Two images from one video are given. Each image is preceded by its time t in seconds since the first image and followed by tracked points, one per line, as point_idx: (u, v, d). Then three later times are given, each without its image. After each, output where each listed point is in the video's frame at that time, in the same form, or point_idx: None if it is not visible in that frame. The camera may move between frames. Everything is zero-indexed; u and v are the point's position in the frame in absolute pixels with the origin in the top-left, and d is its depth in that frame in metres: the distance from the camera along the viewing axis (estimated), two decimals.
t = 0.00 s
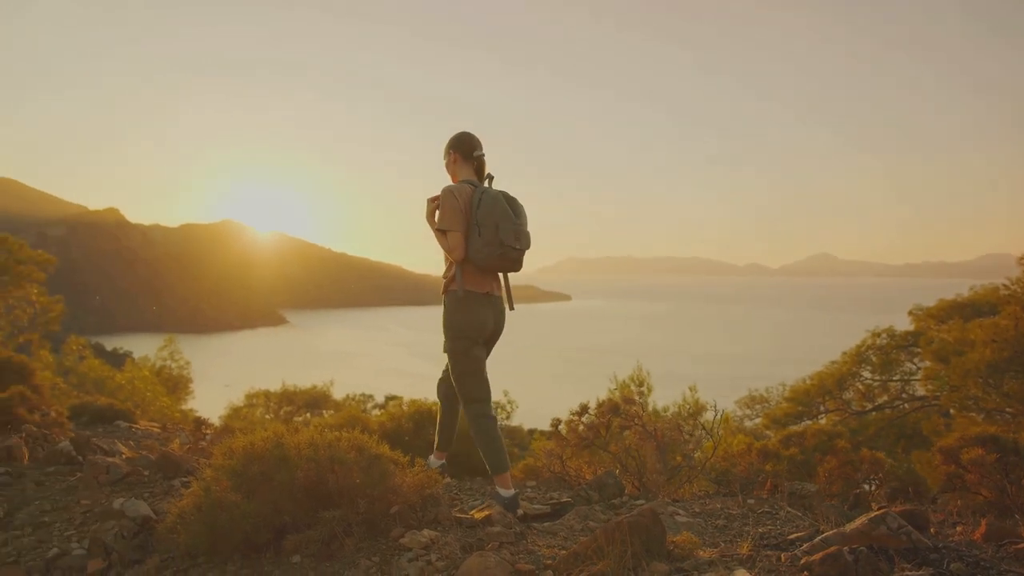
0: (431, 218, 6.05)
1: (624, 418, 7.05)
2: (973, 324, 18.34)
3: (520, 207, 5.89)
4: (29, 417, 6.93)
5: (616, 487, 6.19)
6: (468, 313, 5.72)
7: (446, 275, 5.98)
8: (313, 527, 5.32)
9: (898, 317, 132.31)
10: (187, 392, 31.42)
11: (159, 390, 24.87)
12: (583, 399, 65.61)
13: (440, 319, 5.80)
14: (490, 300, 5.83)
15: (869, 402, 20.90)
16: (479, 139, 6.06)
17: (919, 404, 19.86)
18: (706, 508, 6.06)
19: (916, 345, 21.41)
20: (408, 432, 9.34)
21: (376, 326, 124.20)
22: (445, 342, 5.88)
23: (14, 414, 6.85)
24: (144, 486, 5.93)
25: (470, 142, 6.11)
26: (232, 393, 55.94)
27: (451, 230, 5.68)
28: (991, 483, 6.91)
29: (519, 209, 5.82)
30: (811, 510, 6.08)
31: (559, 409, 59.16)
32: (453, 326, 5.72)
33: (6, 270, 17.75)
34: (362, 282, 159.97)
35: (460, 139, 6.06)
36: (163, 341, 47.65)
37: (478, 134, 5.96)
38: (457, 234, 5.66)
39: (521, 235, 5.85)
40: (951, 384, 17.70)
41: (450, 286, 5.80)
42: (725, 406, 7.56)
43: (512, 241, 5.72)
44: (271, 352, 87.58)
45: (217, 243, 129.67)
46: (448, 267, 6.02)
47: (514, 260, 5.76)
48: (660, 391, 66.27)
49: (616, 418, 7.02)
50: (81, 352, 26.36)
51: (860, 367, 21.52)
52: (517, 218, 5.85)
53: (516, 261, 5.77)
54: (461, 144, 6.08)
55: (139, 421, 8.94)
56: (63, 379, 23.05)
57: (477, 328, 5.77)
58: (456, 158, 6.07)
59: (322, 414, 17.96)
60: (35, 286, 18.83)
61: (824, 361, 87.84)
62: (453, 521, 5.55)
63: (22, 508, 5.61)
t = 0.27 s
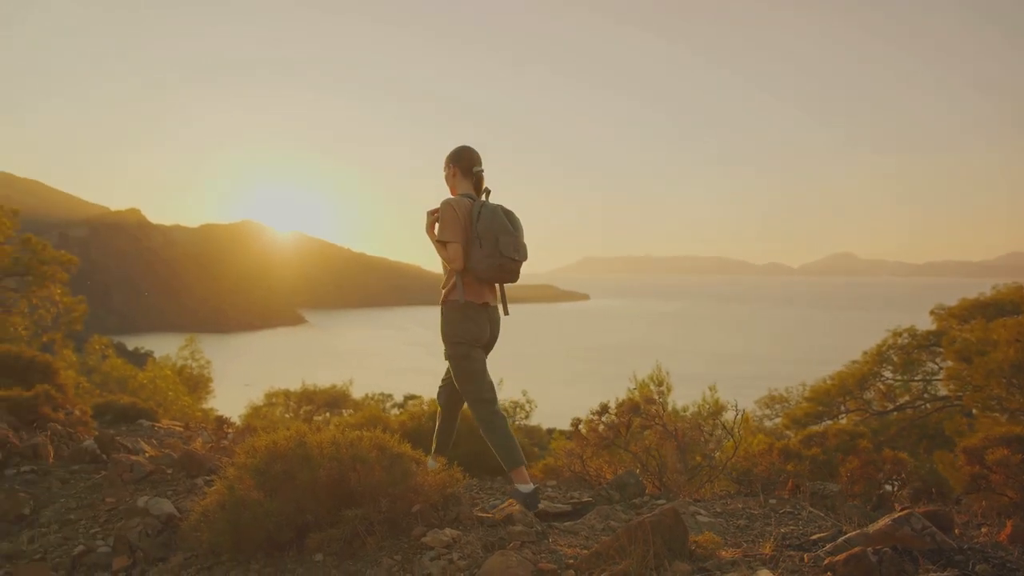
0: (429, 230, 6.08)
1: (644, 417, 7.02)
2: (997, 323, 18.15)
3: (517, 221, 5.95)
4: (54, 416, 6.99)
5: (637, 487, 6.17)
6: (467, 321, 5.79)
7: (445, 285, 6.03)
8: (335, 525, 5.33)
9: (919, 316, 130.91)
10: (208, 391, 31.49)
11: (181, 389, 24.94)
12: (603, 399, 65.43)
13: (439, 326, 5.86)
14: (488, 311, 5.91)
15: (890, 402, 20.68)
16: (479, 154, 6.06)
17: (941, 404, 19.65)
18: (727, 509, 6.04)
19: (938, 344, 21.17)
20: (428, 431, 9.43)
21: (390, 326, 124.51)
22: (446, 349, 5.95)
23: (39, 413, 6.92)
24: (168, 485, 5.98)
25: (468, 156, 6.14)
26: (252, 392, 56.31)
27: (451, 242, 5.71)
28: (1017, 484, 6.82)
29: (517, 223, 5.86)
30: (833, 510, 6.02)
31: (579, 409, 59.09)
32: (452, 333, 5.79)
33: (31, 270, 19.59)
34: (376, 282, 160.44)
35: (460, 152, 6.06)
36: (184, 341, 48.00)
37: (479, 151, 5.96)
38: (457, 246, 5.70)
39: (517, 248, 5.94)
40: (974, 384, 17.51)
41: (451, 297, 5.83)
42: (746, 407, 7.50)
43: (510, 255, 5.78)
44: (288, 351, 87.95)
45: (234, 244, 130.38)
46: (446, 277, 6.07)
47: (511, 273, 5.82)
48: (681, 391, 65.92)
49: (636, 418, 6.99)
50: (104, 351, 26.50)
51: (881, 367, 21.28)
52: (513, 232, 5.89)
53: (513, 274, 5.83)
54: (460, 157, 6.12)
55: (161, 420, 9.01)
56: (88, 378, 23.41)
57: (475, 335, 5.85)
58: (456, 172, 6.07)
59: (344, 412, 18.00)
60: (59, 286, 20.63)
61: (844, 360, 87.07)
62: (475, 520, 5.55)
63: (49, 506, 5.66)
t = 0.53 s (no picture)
0: (424, 236, 6.25)
1: (660, 418, 7.00)
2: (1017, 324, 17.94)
3: (509, 229, 6.09)
4: (73, 414, 7.05)
5: (653, 488, 6.16)
6: (460, 326, 5.95)
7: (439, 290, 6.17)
8: (353, 523, 5.35)
9: (935, 316, 129.94)
10: (223, 391, 31.56)
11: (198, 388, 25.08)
12: (617, 399, 65.44)
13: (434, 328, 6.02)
14: (480, 316, 6.06)
15: (907, 403, 20.48)
16: (476, 163, 6.19)
17: (958, 405, 19.46)
18: (744, 509, 6.02)
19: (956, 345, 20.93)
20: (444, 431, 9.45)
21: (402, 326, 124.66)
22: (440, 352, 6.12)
23: (58, 412, 6.99)
24: (186, 483, 6.01)
25: (465, 164, 6.29)
26: (267, 392, 56.46)
27: (446, 249, 5.87)
28: None
29: (507, 231, 6.04)
30: (850, 511, 5.98)
31: (595, 409, 59.13)
32: (446, 337, 5.98)
33: (49, 269, 20.81)
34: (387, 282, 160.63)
35: (458, 161, 6.19)
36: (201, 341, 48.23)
37: (475, 160, 6.07)
38: (452, 251, 5.85)
39: (509, 255, 6.08)
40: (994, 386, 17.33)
41: (445, 302, 5.98)
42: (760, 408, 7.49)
43: (501, 261, 5.90)
44: (301, 351, 88.39)
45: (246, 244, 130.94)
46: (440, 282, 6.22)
47: (503, 278, 5.95)
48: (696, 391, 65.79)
49: (652, 419, 6.98)
50: (121, 351, 26.63)
51: (898, 368, 21.08)
52: (504, 239, 6.04)
53: (504, 281, 5.98)
54: (458, 166, 6.27)
55: (179, 419, 9.08)
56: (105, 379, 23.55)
57: (467, 340, 6.01)
58: (453, 179, 6.20)
59: (361, 412, 18.08)
60: (76, 287, 21.74)
61: (860, 361, 86.63)
62: (491, 521, 5.55)
63: (69, 504, 5.71)
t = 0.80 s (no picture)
0: (422, 235, 6.47)
1: (677, 419, 6.96)
2: None
3: (503, 224, 6.31)
4: (93, 414, 7.11)
5: (670, 488, 6.15)
6: (457, 319, 6.24)
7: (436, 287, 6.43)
8: (371, 523, 5.35)
9: (953, 317, 128.95)
10: (240, 391, 31.72)
11: (214, 388, 25.19)
12: (633, 400, 65.40)
13: (433, 322, 6.32)
14: (477, 309, 6.31)
15: (926, 405, 20.21)
16: (469, 163, 6.42)
17: (978, 407, 19.21)
18: (763, 510, 5.98)
19: (976, 346, 20.62)
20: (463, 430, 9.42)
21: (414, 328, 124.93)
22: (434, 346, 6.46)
23: (78, 412, 7.04)
24: (205, 483, 6.04)
25: (459, 162, 6.52)
26: (283, 392, 56.80)
27: (440, 248, 6.13)
28: None
29: (500, 224, 6.27)
30: (870, 513, 5.92)
31: (611, 409, 59.12)
32: (445, 330, 6.28)
33: (69, 270, 19.89)
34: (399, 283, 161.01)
35: (450, 161, 6.39)
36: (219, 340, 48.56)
37: (468, 160, 6.27)
38: (447, 250, 6.12)
39: (503, 248, 6.32)
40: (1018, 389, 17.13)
41: (442, 298, 6.26)
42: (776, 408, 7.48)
43: (496, 256, 6.16)
44: (315, 352, 88.81)
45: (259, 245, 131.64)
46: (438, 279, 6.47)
47: (498, 272, 6.21)
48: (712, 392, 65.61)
49: (669, 419, 6.95)
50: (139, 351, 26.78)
51: (916, 369, 20.82)
52: (497, 233, 6.28)
53: (498, 273, 6.21)
54: (454, 165, 6.50)
55: (197, 419, 9.13)
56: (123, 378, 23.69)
57: (464, 333, 6.29)
58: (447, 178, 6.41)
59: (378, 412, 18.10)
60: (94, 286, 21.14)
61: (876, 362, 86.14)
62: (508, 520, 5.54)
63: (90, 503, 5.76)
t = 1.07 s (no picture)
0: (421, 233, 6.44)
1: (693, 420, 6.94)
2: None
3: (502, 220, 6.31)
4: (111, 415, 7.17)
5: (686, 490, 6.14)
6: (459, 315, 6.17)
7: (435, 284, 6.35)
8: (388, 524, 5.36)
9: (969, 318, 127.82)
10: (256, 392, 31.89)
11: (230, 390, 25.32)
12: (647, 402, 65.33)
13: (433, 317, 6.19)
14: (479, 304, 6.26)
15: (942, 407, 19.92)
16: (462, 160, 6.38)
17: (996, 411, 18.90)
18: (779, 512, 5.94)
19: (993, 348, 20.07)
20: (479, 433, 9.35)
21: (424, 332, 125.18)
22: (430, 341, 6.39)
23: (96, 412, 7.11)
24: (222, 484, 6.07)
25: (454, 159, 6.50)
26: (298, 395, 57.15)
27: (441, 242, 6.08)
28: None
29: (499, 219, 6.25)
30: (887, 515, 5.87)
31: (626, 412, 59.13)
32: (446, 325, 6.17)
33: (85, 272, 19.39)
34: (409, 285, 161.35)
35: (445, 158, 6.35)
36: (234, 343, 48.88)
37: (462, 157, 6.24)
38: (448, 243, 6.06)
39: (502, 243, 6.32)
40: None
41: (442, 293, 6.18)
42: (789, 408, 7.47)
43: (498, 250, 6.15)
44: (327, 354, 89.21)
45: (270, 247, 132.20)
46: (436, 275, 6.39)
47: (499, 266, 6.17)
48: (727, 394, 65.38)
49: (684, 421, 6.92)
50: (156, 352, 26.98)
51: (932, 371, 20.39)
52: (497, 228, 6.26)
53: (500, 267, 6.18)
54: (449, 162, 6.48)
55: (212, 420, 9.18)
56: (139, 379, 23.85)
57: (465, 328, 6.23)
58: (442, 177, 6.36)
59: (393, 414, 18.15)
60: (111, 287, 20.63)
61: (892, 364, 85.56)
62: (524, 521, 5.54)
63: (107, 503, 5.79)
